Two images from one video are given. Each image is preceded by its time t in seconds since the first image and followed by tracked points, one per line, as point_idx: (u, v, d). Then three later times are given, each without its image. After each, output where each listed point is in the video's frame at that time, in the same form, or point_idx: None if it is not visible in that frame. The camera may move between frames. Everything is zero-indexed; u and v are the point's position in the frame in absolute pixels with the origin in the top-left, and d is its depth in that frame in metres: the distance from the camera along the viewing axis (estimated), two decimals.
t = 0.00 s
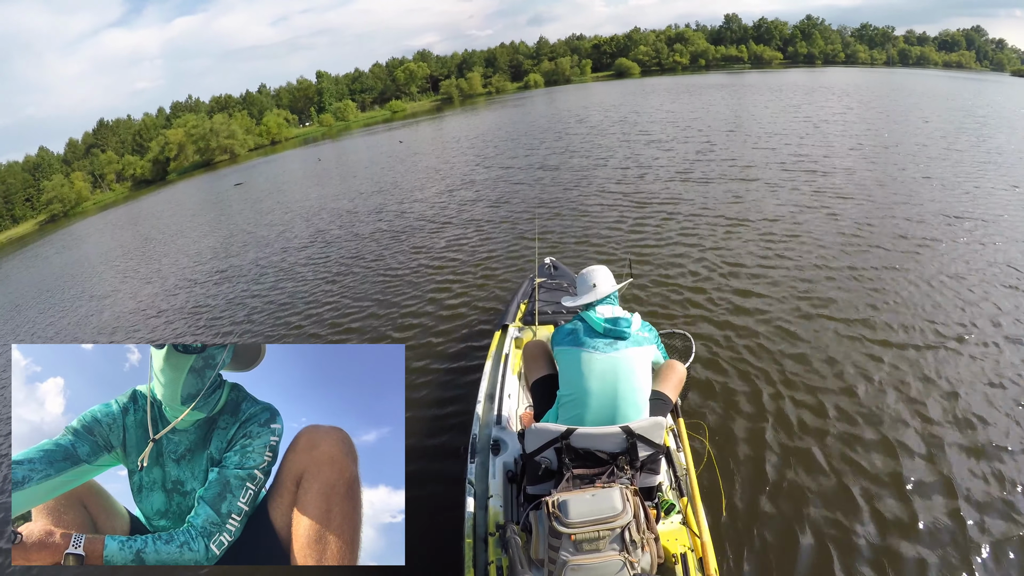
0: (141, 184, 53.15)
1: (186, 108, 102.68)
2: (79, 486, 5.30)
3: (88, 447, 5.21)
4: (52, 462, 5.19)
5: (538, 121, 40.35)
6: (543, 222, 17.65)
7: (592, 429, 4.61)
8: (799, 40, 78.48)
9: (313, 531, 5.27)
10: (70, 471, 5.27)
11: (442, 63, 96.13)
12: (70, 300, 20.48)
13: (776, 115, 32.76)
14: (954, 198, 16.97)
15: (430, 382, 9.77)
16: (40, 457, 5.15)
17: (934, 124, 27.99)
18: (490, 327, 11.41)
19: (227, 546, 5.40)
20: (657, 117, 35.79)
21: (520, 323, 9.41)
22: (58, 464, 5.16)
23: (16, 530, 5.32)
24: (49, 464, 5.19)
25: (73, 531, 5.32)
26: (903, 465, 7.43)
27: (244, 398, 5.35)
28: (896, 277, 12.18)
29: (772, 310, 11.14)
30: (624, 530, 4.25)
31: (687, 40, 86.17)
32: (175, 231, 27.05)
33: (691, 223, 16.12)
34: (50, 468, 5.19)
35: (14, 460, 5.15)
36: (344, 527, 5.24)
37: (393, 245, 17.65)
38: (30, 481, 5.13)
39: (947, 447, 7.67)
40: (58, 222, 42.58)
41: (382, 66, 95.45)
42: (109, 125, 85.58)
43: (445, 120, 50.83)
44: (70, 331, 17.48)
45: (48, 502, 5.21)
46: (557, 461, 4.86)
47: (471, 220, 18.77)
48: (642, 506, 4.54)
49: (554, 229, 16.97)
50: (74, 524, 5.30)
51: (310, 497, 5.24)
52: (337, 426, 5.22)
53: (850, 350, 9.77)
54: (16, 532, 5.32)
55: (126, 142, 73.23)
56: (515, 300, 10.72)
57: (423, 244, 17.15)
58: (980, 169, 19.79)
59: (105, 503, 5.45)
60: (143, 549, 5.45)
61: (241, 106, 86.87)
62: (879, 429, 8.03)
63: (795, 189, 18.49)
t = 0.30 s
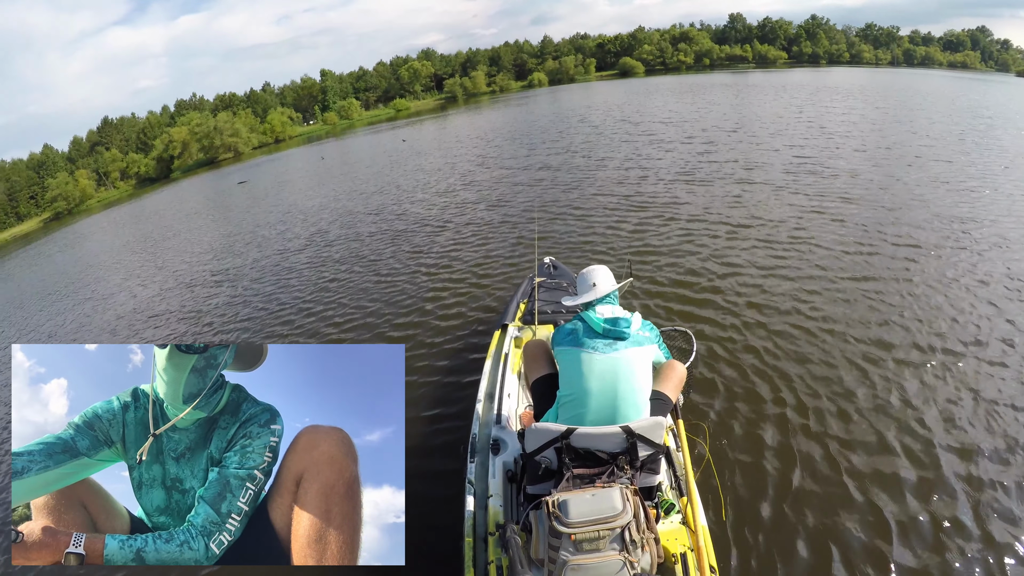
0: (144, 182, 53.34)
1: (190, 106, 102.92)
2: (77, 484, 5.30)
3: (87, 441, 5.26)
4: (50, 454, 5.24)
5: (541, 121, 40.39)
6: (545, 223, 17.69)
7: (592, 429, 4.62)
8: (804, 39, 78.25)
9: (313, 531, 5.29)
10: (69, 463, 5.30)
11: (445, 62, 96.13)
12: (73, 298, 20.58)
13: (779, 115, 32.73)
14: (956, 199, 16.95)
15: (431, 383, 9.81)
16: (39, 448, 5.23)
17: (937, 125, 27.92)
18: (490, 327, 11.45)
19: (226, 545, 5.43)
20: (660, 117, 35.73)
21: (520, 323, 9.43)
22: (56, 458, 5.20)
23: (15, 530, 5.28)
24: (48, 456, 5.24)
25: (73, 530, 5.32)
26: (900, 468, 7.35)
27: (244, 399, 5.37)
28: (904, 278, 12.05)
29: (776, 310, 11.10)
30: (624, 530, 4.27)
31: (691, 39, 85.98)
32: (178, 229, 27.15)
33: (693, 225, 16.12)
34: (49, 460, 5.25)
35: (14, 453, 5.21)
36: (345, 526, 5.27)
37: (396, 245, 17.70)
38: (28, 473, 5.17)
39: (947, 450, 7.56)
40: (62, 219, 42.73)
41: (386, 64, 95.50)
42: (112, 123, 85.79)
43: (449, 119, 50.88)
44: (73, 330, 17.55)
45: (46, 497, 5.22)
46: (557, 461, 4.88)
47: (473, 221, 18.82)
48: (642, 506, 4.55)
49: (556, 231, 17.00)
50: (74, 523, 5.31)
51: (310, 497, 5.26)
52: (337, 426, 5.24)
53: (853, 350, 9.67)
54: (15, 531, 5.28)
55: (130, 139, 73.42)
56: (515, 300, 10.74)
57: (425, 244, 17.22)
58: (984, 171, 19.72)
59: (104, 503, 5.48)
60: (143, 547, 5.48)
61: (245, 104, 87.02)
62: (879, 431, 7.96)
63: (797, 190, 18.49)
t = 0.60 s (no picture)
0: (153, 183, 53.82)
1: (199, 108, 103.74)
2: (77, 487, 5.35)
3: (91, 443, 5.31)
4: (55, 458, 5.29)
5: (546, 121, 40.45)
6: (549, 225, 17.75)
7: (592, 429, 4.62)
8: (811, 38, 77.86)
9: (314, 531, 5.32)
10: (74, 466, 5.35)
11: (452, 63, 96.39)
12: (81, 299, 20.80)
13: (786, 115, 32.64)
14: (964, 199, 16.83)
15: (434, 385, 9.85)
16: (45, 453, 5.28)
17: (945, 124, 27.77)
18: (493, 329, 11.49)
19: (228, 544, 5.45)
20: (666, 118, 35.64)
21: (521, 323, 9.46)
22: (61, 461, 5.25)
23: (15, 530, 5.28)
24: (53, 459, 5.30)
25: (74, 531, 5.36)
26: (899, 476, 7.27)
27: (246, 399, 5.45)
28: (910, 280, 11.91)
29: (779, 312, 11.02)
30: (624, 530, 4.27)
31: (698, 39, 85.78)
32: (186, 231, 27.39)
33: (697, 226, 16.11)
34: (54, 464, 5.30)
35: (18, 458, 5.24)
36: (345, 527, 5.29)
37: (400, 247, 17.77)
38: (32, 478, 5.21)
39: (949, 459, 7.45)
40: (72, 220, 43.16)
41: (392, 65, 95.84)
42: (121, 125, 86.57)
43: (455, 120, 51.01)
44: (81, 331, 17.71)
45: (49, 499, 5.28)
46: (557, 461, 4.88)
47: (477, 223, 18.91)
48: (642, 506, 4.54)
49: (560, 233, 17.06)
50: (75, 523, 5.36)
51: (311, 497, 5.29)
52: (338, 426, 5.29)
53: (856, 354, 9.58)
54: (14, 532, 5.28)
55: (139, 141, 74.01)
56: (517, 300, 10.77)
57: (430, 246, 17.32)
58: (993, 170, 19.54)
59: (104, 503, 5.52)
60: (143, 547, 5.48)
61: (253, 105, 87.48)
62: (879, 437, 7.87)
63: (802, 191, 18.44)
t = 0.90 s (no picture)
0: (150, 174, 53.64)
1: (197, 100, 103.42)
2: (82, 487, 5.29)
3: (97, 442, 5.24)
4: (64, 456, 5.20)
5: (546, 121, 40.54)
6: (547, 227, 17.84)
7: (592, 429, 4.66)
8: (811, 44, 78.17)
9: (315, 532, 5.36)
10: (82, 464, 5.27)
11: (453, 60, 96.38)
12: (77, 291, 20.76)
13: (784, 121, 32.86)
14: (958, 209, 17.01)
15: (431, 384, 9.90)
16: (53, 451, 5.19)
17: (942, 134, 28.02)
18: (490, 329, 11.55)
19: (231, 544, 5.47)
20: (665, 121, 35.72)
21: (519, 323, 9.50)
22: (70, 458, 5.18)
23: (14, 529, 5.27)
24: (61, 458, 5.20)
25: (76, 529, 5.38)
26: (905, 497, 7.26)
27: (253, 399, 5.45)
28: (908, 293, 11.95)
29: (776, 322, 11.08)
30: (624, 530, 4.31)
31: (699, 42, 86.01)
32: (183, 224, 27.36)
33: (694, 231, 16.22)
34: (63, 462, 5.21)
35: (26, 457, 5.15)
36: (347, 527, 5.35)
37: (398, 245, 17.79)
38: (42, 475, 5.16)
39: (940, 480, 7.48)
40: (67, 210, 42.99)
41: (393, 62, 95.77)
42: (118, 115, 86.25)
43: (455, 117, 51.03)
44: (77, 323, 17.68)
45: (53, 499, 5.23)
46: (557, 461, 4.92)
47: (475, 222, 18.99)
48: (642, 506, 4.59)
49: (558, 234, 17.17)
50: (77, 523, 5.35)
51: (312, 498, 5.33)
52: (340, 428, 5.33)
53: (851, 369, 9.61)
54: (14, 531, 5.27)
55: (136, 131, 73.69)
56: (514, 300, 10.81)
57: (428, 245, 17.39)
58: (987, 181, 19.75)
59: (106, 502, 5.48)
60: (145, 546, 5.42)
61: (252, 98, 87.23)
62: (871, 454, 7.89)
63: (799, 198, 18.59)
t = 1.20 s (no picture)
0: (157, 176, 54.11)
1: (205, 102, 104.16)
2: (82, 482, 5.31)
3: (110, 432, 5.34)
4: (77, 444, 5.29)
5: (551, 121, 40.56)
6: (551, 228, 17.88)
7: (592, 429, 4.66)
8: (818, 40, 77.65)
9: (315, 532, 5.35)
10: (96, 452, 5.33)
11: (458, 60, 96.49)
12: (85, 292, 21.01)
13: (790, 119, 32.71)
14: (965, 207, 16.88)
15: (433, 384, 9.95)
16: (69, 438, 5.27)
17: (950, 131, 27.79)
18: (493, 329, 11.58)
19: (235, 541, 5.46)
20: (670, 120, 35.57)
21: (521, 323, 9.51)
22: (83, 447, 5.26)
23: (17, 528, 5.30)
24: (74, 446, 5.30)
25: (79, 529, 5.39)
26: (943, 503, 6.96)
27: (265, 402, 5.54)
28: (916, 291, 11.79)
29: (780, 323, 10.81)
30: (624, 530, 4.30)
31: (705, 40, 85.70)
32: (190, 225, 27.61)
33: (698, 231, 16.21)
34: (76, 450, 5.30)
35: (43, 442, 5.25)
36: (348, 525, 5.37)
37: (403, 246, 17.89)
38: (55, 461, 5.28)
39: (947, 486, 7.19)
40: (76, 212, 43.45)
41: (399, 62, 96.03)
42: (127, 117, 87.00)
43: (461, 117, 51.14)
44: (85, 324, 17.89)
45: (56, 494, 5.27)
46: (557, 461, 4.92)
47: (480, 223, 19.05)
48: (642, 506, 4.57)
49: (561, 235, 17.21)
50: (80, 521, 5.36)
51: (310, 499, 5.31)
52: (340, 429, 5.37)
53: (858, 373, 9.30)
54: (15, 531, 5.29)
55: (144, 133, 74.31)
56: (516, 300, 10.83)
57: (432, 246, 17.46)
58: (995, 179, 19.59)
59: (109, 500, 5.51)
60: (149, 543, 5.47)
61: (259, 99, 87.71)
62: (883, 458, 7.63)
63: (804, 197, 18.52)
